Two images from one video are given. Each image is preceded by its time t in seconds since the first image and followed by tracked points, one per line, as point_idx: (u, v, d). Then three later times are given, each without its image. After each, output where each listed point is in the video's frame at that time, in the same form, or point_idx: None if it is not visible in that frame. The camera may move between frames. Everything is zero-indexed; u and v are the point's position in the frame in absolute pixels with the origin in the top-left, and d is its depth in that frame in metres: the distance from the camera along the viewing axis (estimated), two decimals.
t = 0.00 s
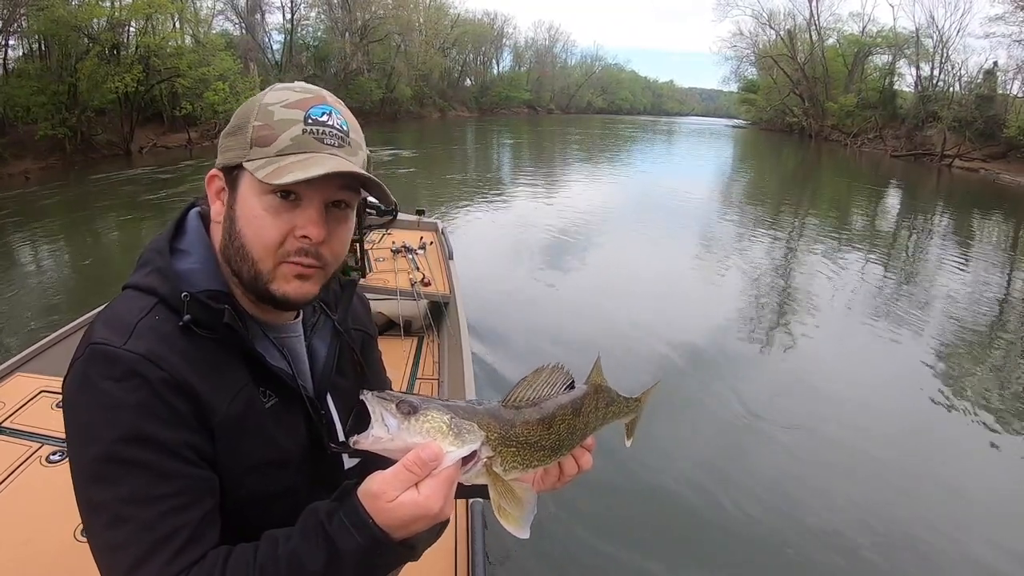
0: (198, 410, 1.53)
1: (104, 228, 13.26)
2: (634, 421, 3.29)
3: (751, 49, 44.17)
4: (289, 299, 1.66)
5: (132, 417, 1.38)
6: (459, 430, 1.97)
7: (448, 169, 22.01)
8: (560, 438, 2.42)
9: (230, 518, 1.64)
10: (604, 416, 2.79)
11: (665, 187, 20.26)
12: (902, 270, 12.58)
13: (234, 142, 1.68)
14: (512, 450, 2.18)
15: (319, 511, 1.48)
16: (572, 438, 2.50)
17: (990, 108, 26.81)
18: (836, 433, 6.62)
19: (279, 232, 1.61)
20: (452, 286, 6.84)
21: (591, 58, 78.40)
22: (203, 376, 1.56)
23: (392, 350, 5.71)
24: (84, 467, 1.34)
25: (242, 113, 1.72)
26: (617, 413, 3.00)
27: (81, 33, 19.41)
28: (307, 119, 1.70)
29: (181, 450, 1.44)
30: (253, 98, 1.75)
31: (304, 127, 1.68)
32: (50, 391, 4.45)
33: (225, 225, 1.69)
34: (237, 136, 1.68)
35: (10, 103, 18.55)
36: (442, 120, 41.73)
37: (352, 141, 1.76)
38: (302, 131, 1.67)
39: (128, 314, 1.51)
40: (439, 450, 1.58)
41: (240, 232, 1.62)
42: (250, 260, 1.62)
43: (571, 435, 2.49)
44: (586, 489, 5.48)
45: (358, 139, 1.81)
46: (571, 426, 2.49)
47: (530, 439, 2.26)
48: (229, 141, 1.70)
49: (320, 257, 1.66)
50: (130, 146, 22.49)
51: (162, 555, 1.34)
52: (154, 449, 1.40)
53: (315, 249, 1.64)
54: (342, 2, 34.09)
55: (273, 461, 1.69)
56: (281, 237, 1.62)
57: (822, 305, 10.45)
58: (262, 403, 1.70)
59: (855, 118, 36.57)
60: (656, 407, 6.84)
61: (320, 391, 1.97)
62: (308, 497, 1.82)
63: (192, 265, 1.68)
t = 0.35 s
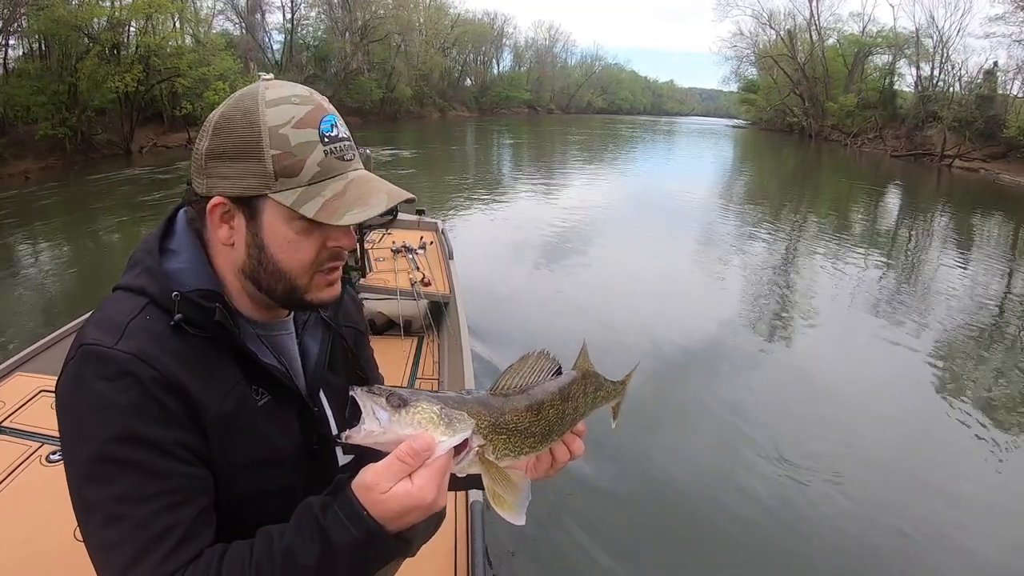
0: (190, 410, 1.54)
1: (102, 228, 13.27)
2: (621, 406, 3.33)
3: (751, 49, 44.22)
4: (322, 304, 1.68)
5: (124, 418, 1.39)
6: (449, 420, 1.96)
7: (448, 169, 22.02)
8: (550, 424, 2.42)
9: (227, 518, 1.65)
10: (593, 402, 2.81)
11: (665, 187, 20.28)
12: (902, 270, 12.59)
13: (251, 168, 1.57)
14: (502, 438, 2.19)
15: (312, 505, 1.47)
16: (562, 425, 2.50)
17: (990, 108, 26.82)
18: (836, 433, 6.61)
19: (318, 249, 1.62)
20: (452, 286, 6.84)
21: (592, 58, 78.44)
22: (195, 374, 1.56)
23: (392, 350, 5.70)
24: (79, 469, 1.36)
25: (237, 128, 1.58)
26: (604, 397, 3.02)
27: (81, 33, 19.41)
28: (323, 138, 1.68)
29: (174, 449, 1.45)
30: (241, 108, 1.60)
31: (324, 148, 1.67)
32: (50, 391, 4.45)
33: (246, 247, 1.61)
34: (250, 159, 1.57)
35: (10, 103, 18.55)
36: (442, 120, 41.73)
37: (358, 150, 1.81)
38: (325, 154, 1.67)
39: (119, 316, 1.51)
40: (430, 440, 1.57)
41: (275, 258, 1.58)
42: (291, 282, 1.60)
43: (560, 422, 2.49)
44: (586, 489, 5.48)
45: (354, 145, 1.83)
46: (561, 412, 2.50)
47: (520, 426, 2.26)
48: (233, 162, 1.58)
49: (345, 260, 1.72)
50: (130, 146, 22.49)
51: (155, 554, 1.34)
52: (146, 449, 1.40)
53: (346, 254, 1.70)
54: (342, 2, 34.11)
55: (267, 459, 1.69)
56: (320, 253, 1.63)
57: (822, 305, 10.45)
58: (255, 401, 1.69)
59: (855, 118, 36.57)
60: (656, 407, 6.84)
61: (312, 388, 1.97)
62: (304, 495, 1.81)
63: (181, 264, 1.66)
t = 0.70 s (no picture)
0: (189, 408, 1.53)
1: (101, 228, 13.26)
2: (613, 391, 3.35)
3: (751, 49, 44.23)
4: (280, 297, 1.64)
5: (125, 416, 1.38)
6: (439, 407, 1.96)
7: (448, 169, 22.01)
8: (538, 410, 2.43)
9: (225, 515, 1.65)
10: (583, 387, 2.82)
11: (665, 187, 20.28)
12: (901, 270, 12.60)
13: (226, 141, 1.64)
14: (491, 423, 2.19)
15: (309, 498, 1.47)
16: (551, 410, 2.51)
17: (990, 108, 26.83)
18: (836, 433, 6.61)
19: (274, 232, 1.60)
20: (452, 285, 6.85)
21: (592, 58, 78.39)
22: (194, 372, 1.56)
23: (392, 350, 5.71)
24: (79, 467, 1.35)
25: (231, 110, 1.69)
26: (594, 384, 3.03)
27: (81, 33, 19.41)
28: (299, 118, 1.69)
29: (174, 447, 1.45)
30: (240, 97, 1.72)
31: (297, 127, 1.68)
32: (50, 391, 4.45)
33: (216, 223, 1.65)
34: (228, 134, 1.64)
35: (10, 103, 18.57)
36: (442, 120, 41.72)
37: (346, 142, 1.80)
38: (296, 131, 1.67)
39: (119, 314, 1.51)
40: (423, 428, 1.58)
41: (232, 232, 1.60)
42: (244, 261, 1.60)
43: (549, 407, 2.50)
44: (585, 489, 5.48)
45: (346, 138, 1.82)
46: (549, 398, 2.51)
47: (508, 410, 2.26)
48: (219, 140, 1.66)
49: (312, 257, 1.66)
50: (130, 146, 22.47)
51: (156, 550, 1.34)
52: (146, 447, 1.40)
53: (309, 248, 1.64)
54: (342, 2, 34.10)
55: (266, 456, 1.70)
56: (276, 236, 1.60)
57: (821, 305, 10.45)
58: (253, 398, 1.70)
59: (856, 118, 36.55)
60: (654, 406, 6.85)
61: (311, 385, 1.97)
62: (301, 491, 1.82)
63: (179, 263, 1.68)
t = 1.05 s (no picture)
0: (195, 396, 1.54)
1: (101, 228, 13.26)
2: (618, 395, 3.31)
3: (750, 49, 44.23)
4: (286, 286, 1.66)
5: (134, 404, 1.38)
6: (443, 397, 1.97)
7: (448, 169, 22.01)
8: (543, 408, 2.43)
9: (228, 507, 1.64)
10: (589, 389, 2.80)
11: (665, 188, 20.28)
12: (901, 270, 12.60)
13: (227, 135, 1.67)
14: (494, 419, 2.19)
15: (313, 484, 1.49)
16: (556, 410, 2.49)
17: (990, 108, 26.85)
18: (836, 433, 6.62)
19: (275, 218, 1.62)
20: (453, 285, 6.85)
21: (591, 58, 78.36)
22: (201, 362, 1.57)
23: (392, 350, 5.70)
24: (87, 454, 1.35)
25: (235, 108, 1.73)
26: (600, 386, 3.01)
27: (81, 33, 19.40)
28: (298, 112, 1.67)
29: (182, 435, 1.45)
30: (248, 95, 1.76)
31: (294, 119, 1.65)
32: (50, 391, 4.45)
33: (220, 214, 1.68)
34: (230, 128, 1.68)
35: (10, 103, 18.58)
36: (442, 120, 41.72)
37: (347, 135, 1.73)
38: (293, 124, 1.64)
39: (127, 304, 1.52)
40: (425, 415, 1.60)
41: (235, 221, 1.62)
42: (246, 247, 1.62)
43: (554, 407, 2.49)
44: (586, 488, 5.48)
45: (346, 132, 1.77)
46: (555, 396, 2.49)
47: (512, 407, 2.26)
48: (224, 134, 1.69)
49: (314, 243, 1.67)
50: (130, 146, 22.46)
51: (161, 535, 1.34)
52: (154, 435, 1.40)
53: (310, 233, 1.65)
54: (341, 2, 34.09)
55: (269, 447, 1.71)
56: (276, 223, 1.62)
57: (821, 305, 10.47)
58: (257, 390, 1.71)
59: (855, 118, 36.53)
60: (653, 406, 6.85)
61: (313, 379, 1.98)
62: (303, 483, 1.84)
63: (186, 258, 1.70)
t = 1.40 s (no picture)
0: (191, 393, 1.54)
1: (100, 228, 13.26)
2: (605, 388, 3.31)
3: (749, 49, 44.28)
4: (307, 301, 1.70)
5: (130, 403, 1.40)
6: (438, 397, 1.96)
7: (448, 169, 22.05)
8: (536, 404, 2.42)
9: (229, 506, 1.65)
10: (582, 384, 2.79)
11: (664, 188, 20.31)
12: (899, 270, 12.60)
13: (238, 162, 1.59)
14: (490, 416, 2.19)
15: (312, 481, 1.50)
16: (550, 404, 2.49)
17: (988, 108, 26.89)
18: (835, 433, 6.63)
19: (298, 243, 1.61)
20: (452, 285, 6.85)
21: (591, 58, 78.43)
22: (197, 359, 1.57)
23: (392, 350, 5.70)
24: (85, 453, 1.37)
25: (232, 123, 1.62)
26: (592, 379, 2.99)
27: (80, 33, 19.39)
28: (311, 136, 1.68)
29: (179, 432, 1.46)
30: (236, 99, 1.64)
31: (311, 145, 1.67)
32: (50, 390, 4.45)
33: (236, 240, 1.63)
34: (241, 153, 1.59)
35: (9, 103, 18.58)
36: (441, 120, 41.74)
37: (346, 150, 1.80)
38: (311, 151, 1.66)
39: (121, 304, 1.52)
40: (421, 415, 1.59)
41: (258, 248, 1.59)
42: (271, 271, 1.61)
43: (548, 403, 2.49)
44: (587, 488, 5.48)
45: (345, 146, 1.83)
46: (549, 392, 2.49)
47: (506, 403, 2.26)
48: (228, 154, 1.60)
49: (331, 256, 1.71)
50: (130, 145, 22.48)
51: (160, 533, 1.35)
52: (152, 431, 1.41)
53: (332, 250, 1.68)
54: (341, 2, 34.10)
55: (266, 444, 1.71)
56: (301, 247, 1.62)
57: (821, 305, 10.47)
58: (252, 387, 1.70)
59: (854, 118, 36.60)
60: (652, 405, 6.85)
61: (306, 375, 1.98)
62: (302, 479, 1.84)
63: (181, 259, 1.68)
